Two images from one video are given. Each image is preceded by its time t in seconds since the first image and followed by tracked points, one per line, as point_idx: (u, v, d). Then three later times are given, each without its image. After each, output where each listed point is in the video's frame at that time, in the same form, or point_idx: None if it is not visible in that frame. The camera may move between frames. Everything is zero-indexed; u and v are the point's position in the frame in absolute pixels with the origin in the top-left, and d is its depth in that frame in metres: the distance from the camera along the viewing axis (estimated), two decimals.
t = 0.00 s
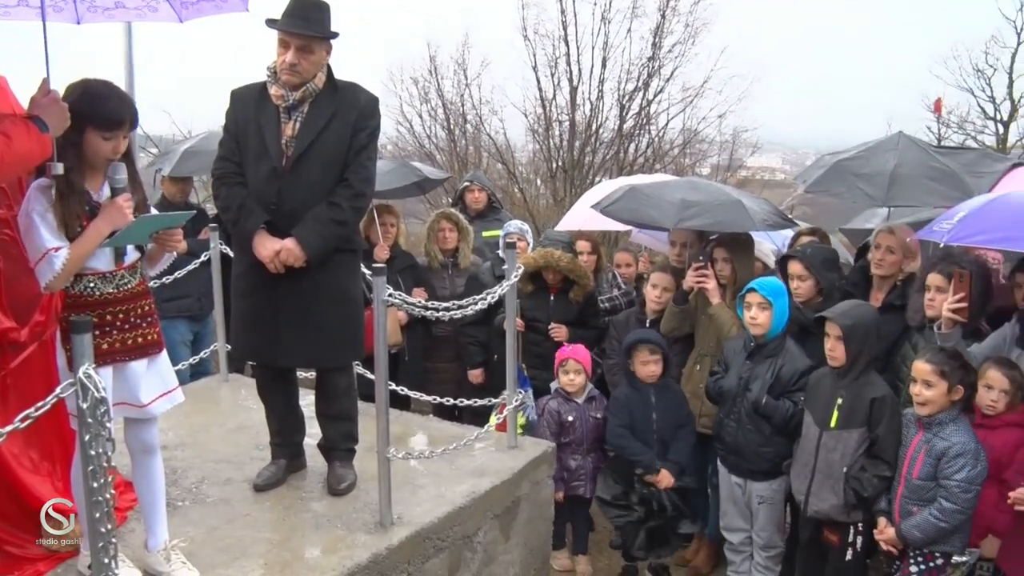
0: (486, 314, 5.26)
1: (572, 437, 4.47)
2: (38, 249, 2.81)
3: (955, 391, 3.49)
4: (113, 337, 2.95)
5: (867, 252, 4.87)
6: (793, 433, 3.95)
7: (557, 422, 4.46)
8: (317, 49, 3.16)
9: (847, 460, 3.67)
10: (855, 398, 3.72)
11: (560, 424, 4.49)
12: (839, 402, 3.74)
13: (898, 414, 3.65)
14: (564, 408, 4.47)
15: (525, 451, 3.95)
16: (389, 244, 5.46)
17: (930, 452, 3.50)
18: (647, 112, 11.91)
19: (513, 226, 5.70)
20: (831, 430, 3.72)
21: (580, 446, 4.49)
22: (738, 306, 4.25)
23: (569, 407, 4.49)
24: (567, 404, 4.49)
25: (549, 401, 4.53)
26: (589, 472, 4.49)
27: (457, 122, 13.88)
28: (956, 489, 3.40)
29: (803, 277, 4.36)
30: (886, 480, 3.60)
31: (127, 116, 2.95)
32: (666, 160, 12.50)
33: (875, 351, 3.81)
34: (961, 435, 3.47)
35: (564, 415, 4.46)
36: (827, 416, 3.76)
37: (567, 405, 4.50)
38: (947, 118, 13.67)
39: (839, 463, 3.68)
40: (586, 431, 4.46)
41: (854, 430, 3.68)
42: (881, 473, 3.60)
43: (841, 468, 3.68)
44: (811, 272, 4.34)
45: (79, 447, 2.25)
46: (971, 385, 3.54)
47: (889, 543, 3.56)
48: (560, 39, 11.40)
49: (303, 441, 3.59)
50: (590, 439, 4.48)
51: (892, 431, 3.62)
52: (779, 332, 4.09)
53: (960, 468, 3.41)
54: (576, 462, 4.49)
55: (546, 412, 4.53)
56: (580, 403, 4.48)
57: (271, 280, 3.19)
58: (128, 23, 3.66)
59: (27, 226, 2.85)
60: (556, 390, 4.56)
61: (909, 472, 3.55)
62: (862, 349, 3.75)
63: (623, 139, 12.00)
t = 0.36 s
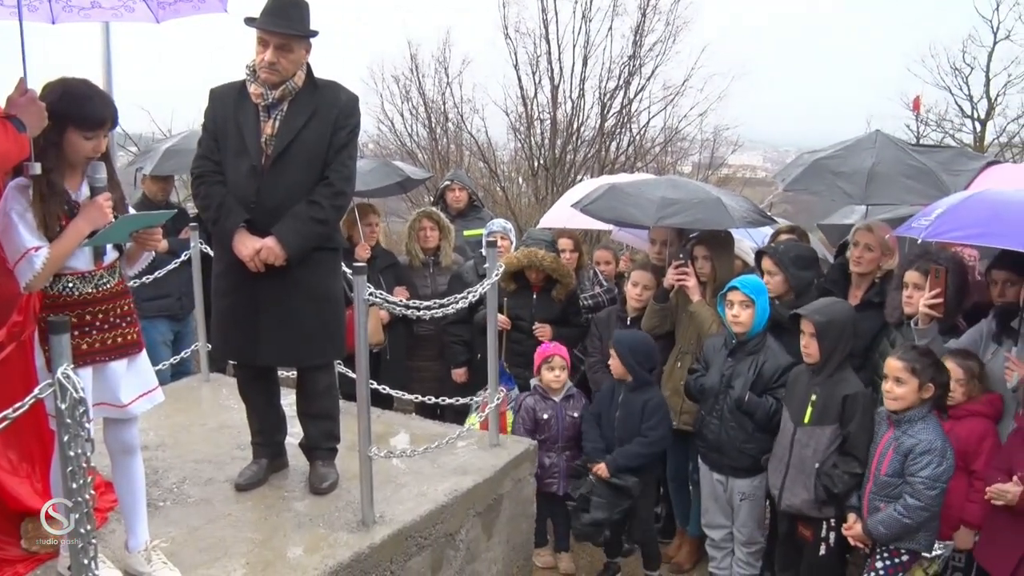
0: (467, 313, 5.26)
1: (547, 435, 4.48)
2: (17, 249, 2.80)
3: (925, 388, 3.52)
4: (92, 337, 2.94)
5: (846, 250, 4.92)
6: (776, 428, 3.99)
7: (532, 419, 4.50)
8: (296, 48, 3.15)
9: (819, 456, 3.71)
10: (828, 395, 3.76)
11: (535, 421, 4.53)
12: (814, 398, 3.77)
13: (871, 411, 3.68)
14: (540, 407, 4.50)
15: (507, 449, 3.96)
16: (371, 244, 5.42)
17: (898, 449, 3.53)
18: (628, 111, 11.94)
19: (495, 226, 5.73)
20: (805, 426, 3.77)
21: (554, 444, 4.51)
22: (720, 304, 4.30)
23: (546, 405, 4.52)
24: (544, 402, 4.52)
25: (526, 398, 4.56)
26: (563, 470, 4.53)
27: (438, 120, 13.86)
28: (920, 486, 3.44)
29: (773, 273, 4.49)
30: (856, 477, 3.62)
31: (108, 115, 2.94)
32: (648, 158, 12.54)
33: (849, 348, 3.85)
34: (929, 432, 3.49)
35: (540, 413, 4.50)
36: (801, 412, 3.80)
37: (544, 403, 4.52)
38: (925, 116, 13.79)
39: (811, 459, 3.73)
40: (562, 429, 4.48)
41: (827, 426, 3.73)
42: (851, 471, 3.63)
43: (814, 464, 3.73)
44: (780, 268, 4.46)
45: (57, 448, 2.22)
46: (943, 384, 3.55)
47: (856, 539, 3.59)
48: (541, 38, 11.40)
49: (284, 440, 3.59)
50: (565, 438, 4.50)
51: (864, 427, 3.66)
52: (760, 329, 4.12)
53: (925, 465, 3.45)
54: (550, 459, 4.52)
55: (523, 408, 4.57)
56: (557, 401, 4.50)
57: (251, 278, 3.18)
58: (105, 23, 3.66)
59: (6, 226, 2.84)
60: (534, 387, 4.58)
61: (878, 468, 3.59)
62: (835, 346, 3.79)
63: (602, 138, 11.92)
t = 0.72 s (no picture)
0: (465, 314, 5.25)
1: (538, 437, 4.50)
2: (16, 249, 2.80)
3: (912, 393, 3.50)
4: (90, 338, 2.94)
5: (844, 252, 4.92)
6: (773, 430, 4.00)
7: (524, 422, 4.51)
8: (294, 49, 3.15)
9: (802, 457, 3.73)
10: (815, 397, 3.77)
11: (527, 423, 4.53)
12: (801, 400, 3.80)
13: (855, 414, 3.68)
14: (532, 409, 4.51)
15: (504, 450, 3.96)
16: (370, 246, 5.45)
17: (880, 452, 3.52)
18: (626, 112, 11.94)
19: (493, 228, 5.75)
20: (791, 426, 3.80)
21: (546, 446, 4.52)
22: (717, 308, 4.28)
23: (538, 408, 4.53)
24: (535, 405, 4.54)
25: (517, 400, 4.57)
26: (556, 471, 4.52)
27: (436, 121, 13.86)
28: (899, 489, 3.43)
29: (770, 272, 4.51)
30: (836, 480, 3.63)
31: (107, 115, 2.94)
32: (646, 159, 12.54)
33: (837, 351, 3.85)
34: (911, 436, 3.48)
35: (531, 416, 4.50)
36: (790, 412, 3.83)
37: (535, 406, 4.54)
38: (923, 118, 13.78)
39: (794, 459, 3.75)
40: (553, 431, 4.51)
41: (811, 428, 3.75)
42: (831, 474, 3.65)
43: (796, 464, 3.75)
44: (776, 268, 4.48)
45: (54, 448, 2.22)
46: (932, 390, 3.54)
47: (837, 543, 3.57)
48: (539, 39, 11.39)
49: (281, 441, 3.59)
50: (556, 439, 4.52)
51: (846, 430, 3.67)
52: (759, 330, 4.12)
53: (906, 468, 3.43)
54: (542, 462, 4.51)
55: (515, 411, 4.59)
56: (548, 403, 4.53)
57: (249, 278, 3.19)
58: (102, 21, 3.70)
59: (4, 226, 2.84)
60: (525, 389, 4.60)
61: (860, 472, 3.58)
62: (822, 350, 3.79)
63: (602, 139, 12.01)
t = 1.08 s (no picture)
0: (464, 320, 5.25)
1: (534, 444, 4.50)
2: (14, 256, 2.80)
3: (912, 397, 3.49)
4: (88, 344, 2.94)
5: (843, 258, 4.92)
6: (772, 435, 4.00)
7: (520, 429, 4.52)
8: (292, 56, 3.16)
9: (804, 463, 3.72)
10: (815, 403, 3.76)
11: (523, 431, 4.54)
12: (801, 406, 3.79)
13: (855, 420, 3.67)
14: (527, 417, 4.52)
15: (503, 457, 3.96)
16: (370, 253, 5.43)
17: (885, 458, 3.52)
18: (625, 119, 11.94)
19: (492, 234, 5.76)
20: (791, 433, 3.79)
21: (542, 453, 4.52)
22: (716, 314, 4.29)
23: (533, 415, 4.53)
24: (530, 412, 4.54)
25: (513, 408, 4.58)
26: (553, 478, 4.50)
27: (436, 128, 13.87)
28: (908, 495, 3.42)
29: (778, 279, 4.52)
30: (840, 486, 3.62)
31: (105, 122, 2.95)
32: (645, 165, 12.55)
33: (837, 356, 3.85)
34: (915, 440, 3.48)
35: (527, 424, 4.51)
36: (790, 419, 3.82)
37: (531, 413, 4.54)
38: (923, 123, 13.78)
39: (796, 467, 3.74)
40: (549, 438, 4.51)
41: (812, 435, 3.73)
42: (834, 480, 3.63)
43: (798, 471, 3.74)
44: (784, 274, 4.49)
45: (52, 455, 2.22)
46: (931, 394, 3.54)
47: (850, 550, 3.58)
48: (538, 45, 11.41)
49: (280, 448, 3.59)
50: (552, 445, 4.52)
51: (848, 435, 3.66)
52: (758, 336, 4.12)
53: (913, 473, 3.43)
54: (538, 469, 4.50)
55: (511, 418, 4.60)
56: (543, 410, 4.53)
57: (247, 285, 3.20)
58: (100, 29, 3.73)
59: (3, 233, 2.84)
60: (521, 396, 4.60)
61: (867, 478, 3.57)
62: (822, 355, 3.78)
63: (601, 145, 12.01)
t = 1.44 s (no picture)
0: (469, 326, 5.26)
1: (540, 451, 4.49)
2: (19, 262, 2.81)
3: (924, 400, 3.49)
4: (93, 350, 2.95)
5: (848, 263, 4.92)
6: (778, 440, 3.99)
7: (526, 435, 4.50)
8: (297, 62, 3.17)
9: (821, 469, 3.70)
10: (828, 407, 3.76)
11: (529, 437, 4.53)
12: (813, 412, 3.78)
13: (870, 422, 3.68)
14: (533, 423, 4.51)
15: (508, 462, 3.95)
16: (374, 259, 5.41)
17: (901, 460, 3.52)
18: (630, 124, 11.95)
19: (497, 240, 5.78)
20: (805, 440, 3.77)
21: (548, 459, 4.51)
22: (720, 318, 4.29)
23: (539, 421, 4.52)
24: (537, 418, 4.53)
25: (519, 413, 4.57)
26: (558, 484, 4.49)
27: (440, 134, 13.90)
28: (926, 497, 3.42)
29: (785, 283, 4.48)
30: (859, 489, 3.62)
31: (109, 129, 2.97)
32: (650, 171, 12.56)
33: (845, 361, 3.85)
34: (930, 442, 3.48)
35: (533, 429, 4.50)
36: (801, 426, 3.80)
37: (537, 419, 4.53)
38: (928, 129, 13.77)
39: (813, 473, 3.72)
40: (554, 444, 4.50)
41: (827, 440, 3.73)
42: (853, 483, 3.62)
43: (816, 478, 3.72)
44: (791, 279, 4.45)
45: (56, 461, 2.22)
46: (943, 395, 3.54)
47: (865, 553, 3.56)
48: (543, 52, 11.43)
49: (284, 454, 3.59)
50: (558, 452, 4.51)
51: (864, 438, 3.66)
52: (762, 342, 4.12)
53: (930, 475, 3.43)
54: (544, 475, 4.49)
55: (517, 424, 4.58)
56: (549, 416, 4.52)
57: (252, 291, 3.20)
58: (104, 35, 3.74)
59: (8, 239, 2.86)
60: (528, 402, 4.59)
61: (882, 481, 3.57)
62: (832, 358, 3.78)
63: (605, 151, 11.99)
